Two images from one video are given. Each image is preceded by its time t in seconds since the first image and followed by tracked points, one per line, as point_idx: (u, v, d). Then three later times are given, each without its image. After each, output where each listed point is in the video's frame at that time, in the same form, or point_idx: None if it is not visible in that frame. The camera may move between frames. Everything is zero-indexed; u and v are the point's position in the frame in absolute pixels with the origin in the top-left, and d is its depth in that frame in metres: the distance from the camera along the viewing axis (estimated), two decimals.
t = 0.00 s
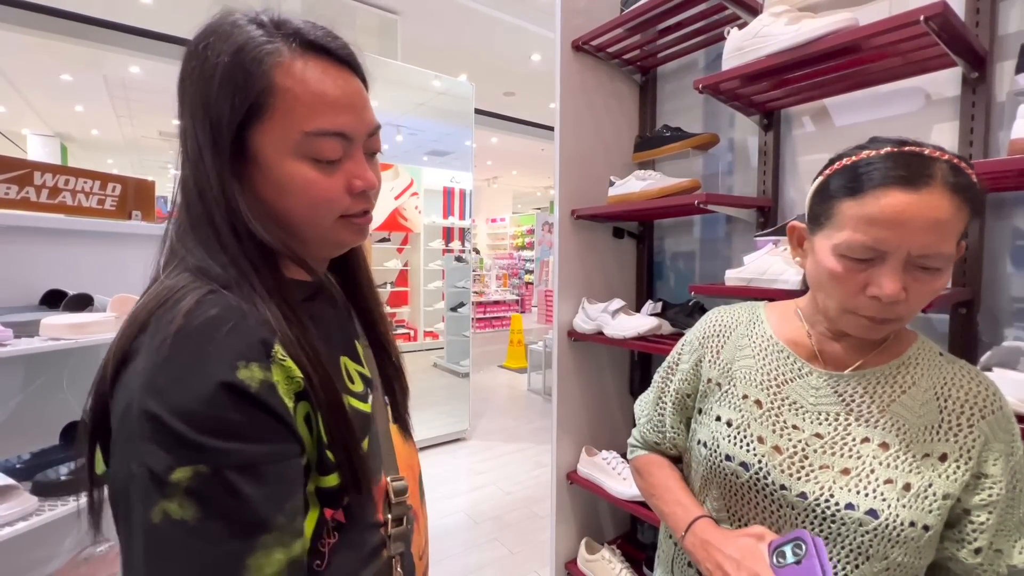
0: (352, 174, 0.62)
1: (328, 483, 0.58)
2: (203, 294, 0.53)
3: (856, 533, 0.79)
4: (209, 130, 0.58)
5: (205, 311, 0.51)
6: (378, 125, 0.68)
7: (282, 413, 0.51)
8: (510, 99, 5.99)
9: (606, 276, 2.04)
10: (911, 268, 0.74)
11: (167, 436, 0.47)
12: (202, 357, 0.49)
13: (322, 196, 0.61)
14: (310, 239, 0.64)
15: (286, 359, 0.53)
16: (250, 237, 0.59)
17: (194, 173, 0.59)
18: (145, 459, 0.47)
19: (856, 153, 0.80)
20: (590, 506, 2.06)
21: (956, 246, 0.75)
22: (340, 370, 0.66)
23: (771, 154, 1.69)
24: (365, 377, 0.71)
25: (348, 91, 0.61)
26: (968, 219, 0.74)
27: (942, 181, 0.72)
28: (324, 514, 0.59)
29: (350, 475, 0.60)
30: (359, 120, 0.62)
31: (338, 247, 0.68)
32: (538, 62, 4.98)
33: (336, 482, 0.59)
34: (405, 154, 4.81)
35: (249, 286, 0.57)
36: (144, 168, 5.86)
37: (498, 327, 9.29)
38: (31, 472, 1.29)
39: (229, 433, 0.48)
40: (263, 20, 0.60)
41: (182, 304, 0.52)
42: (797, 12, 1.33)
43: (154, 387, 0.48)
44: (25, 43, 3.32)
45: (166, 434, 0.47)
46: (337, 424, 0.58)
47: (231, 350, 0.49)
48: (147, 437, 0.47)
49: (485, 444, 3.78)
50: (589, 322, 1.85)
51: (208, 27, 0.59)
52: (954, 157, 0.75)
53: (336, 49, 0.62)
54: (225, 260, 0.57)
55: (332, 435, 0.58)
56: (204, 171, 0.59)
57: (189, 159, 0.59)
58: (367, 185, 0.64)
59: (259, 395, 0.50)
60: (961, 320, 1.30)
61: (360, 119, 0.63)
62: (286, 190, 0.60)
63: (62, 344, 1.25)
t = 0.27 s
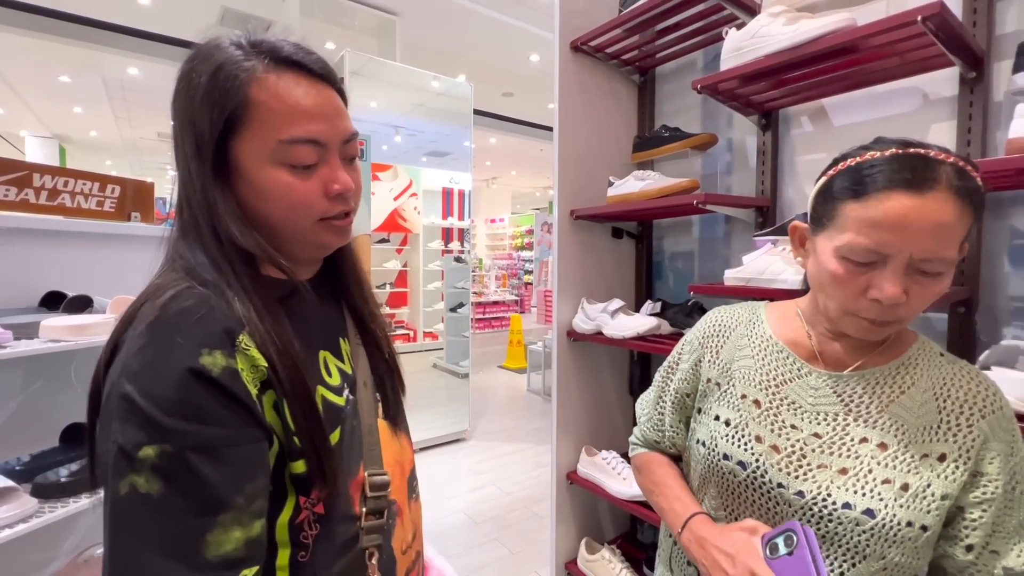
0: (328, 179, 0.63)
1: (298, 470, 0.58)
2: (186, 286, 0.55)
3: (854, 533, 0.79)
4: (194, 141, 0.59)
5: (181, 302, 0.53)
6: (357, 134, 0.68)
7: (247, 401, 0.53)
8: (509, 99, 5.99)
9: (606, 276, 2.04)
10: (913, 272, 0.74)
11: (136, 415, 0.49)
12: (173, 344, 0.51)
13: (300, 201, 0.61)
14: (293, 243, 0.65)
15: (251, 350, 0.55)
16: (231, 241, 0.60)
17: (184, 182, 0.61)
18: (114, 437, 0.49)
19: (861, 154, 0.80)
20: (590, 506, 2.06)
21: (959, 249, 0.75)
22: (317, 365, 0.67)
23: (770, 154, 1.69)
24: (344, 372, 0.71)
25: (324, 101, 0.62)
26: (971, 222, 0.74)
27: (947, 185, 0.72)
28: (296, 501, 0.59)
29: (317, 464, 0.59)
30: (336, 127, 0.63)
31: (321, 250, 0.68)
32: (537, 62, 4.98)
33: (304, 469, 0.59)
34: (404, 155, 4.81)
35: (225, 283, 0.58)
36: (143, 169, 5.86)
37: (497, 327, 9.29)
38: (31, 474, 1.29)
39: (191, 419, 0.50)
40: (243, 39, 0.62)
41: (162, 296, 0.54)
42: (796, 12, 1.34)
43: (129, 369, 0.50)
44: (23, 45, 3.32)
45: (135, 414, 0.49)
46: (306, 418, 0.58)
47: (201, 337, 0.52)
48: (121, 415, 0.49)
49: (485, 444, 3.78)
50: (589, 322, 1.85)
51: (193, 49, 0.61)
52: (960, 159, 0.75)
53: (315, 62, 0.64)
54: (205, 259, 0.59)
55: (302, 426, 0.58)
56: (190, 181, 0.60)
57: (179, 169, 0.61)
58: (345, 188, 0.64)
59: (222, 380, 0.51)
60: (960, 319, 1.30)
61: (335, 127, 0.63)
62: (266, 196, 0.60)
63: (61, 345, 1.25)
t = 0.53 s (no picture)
0: (324, 180, 0.63)
1: (281, 462, 0.59)
2: (178, 286, 0.56)
3: (848, 532, 0.79)
4: (194, 144, 0.60)
5: (170, 300, 0.54)
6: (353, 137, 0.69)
7: (230, 397, 0.54)
8: (507, 100, 6.00)
9: (604, 277, 2.05)
10: (903, 275, 0.74)
11: (120, 408, 0.49)
12: (162, 339, 0.51)
13: (297, 202, 0.61)
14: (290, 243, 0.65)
15: (234, 346, 0.55)
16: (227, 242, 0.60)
17: (183, 186, 0.61)
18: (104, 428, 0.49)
19: (852, 158, 0.81)
20: (590, 507, 2.06)
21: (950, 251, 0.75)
22: (304, 361, 0.66)
23: (767, 155, 1.70)
24: (332, 367, 0.70)
25: (321, 106, 0.63)
26: (962, 223, 0.75)
27: (937, 189, 0.73)
28: (281, 491, 0.60)
29: (298, 455, 0.60)
30: (332, 131, 0.63)
31: (317, 249, 0.68)
32: (534, 63, 4.99)
33: (287, 461, 0.59)
34: (402, 156, 4.83)
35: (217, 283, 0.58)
36: (140, 172, 5.85)
37: (496, 328, 9.29)
38: (30, 477, 1.29)
39: (173, 412, 0.50)
40: (242, 51, 0.62)
41: (152, 296, 0.55)
42: (791, 14, 1.34)
43: (119, 364, 0.51)
44: (20, 47, 3.32)
45: (120, 407, 0.49)
46: (290, 405, 0.59)
47: (186, 332, 0.52)
48: (108, 409, 0.49)
49: (485, 445, 3.78)
50: (587, 323, 1.86)
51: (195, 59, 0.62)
52: (952, 162, 0.75)
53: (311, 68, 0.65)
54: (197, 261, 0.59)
55: (279, 417, 0.58)
56: (190, 183, 0.61)
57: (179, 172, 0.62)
58: (340, 189, 0.64)
59: (204, 373, 0.52)
60: (955, 318, 1.31)
61: (332, 130, 0.64)
62: (263, 197, 0.61)
63: (60, 348, 1.25)
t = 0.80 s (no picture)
0: (329, 177, 0.63)
1: (276, 470, 0.58)
2: (175, 283, 0.56)
3: (845, 531, 0.80)
4: (201, 136, 0.59)
5: (169, 296, 0.54)
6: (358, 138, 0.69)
7: (235, 395, 0.54)
8: (504, 102, 6.01)
9: (601, 279, 2.05)
10: (889, 275, 0.75)
11: (121, 409, 0.49)
12: (160, 336, 0.51)
13: (302, 198, 0.61)
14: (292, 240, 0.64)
15: (234, 343, 0.56)
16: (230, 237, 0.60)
17: (185, 179, 0.61)
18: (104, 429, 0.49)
19: (840, 159, 0.82)
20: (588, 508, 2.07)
21: (937, 251, 0.76)
22: (306, 364, 0.66)
23: (762, 157, 1.71)
24: (336, 373, 0.70)
25: (328, 104, 0.63)
26: (948, 224, 0.76)
27: (922, 190, 0.74)
28: (274, 504, 0.59)
29: (296, 461, 0.59)
30: (339, 129, 0.64)
31: (320, 250, 0.68)
32: (531, 65, 5.01)
33: (283, 469, 0.59)
34: (400, 158, 4.89)
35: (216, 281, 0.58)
36: (136, 174, 5.83)
37: (494, 330, 9.30)
38: (28, 481, 1.29)
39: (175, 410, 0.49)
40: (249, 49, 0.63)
41: (148, 294, 0.55)
42: (785, 17, 1.36)
43: (118, 365, 0.50)
44: (16, 50, 3.31)
45: (121, 408, 0.49)
46: (290, 410, 0.59)
47: (189, 331, 0.52)
48: (108, 411, 0.49)
49: (483, 447, 3.78)
50: (584, 324, 1.87)
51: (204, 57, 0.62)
52: (938, 163, 0.76)
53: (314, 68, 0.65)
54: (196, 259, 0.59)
55: (278, 418, 0.58)
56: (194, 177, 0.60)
57: (183, 168, 0.61)
58: (345, 187, 0.64)
59: (208, 369, 0.52)
60: (949, 318, 1.32)
61: (340, 129, 0.64)
62: (268, 192, 0.60)
63: (59, 352, 1.25)
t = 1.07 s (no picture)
0: (339, 174, 0.62)
1: (293, 503, 0.54)
2: (162, 293, 0.52)
3: (837, 529, 0.81)
4: (199, 119, 0.56)
5: (155, 309, 0.49)
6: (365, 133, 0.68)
7: (235, 420, 0.49)
8: (499, 104, 6.02)
9: (596, 280, 2.06)
10: (871, 274, 0.77)
11: (103, 444, 0.43)
12: (145, 357, 0.46)
13: (310, 193, 0.60)
14: (290, 238, 0.62)
15: (234, 359, 0.51)
16: (226, 231, 0.57)
17: (176, 160, 0.58)
18: (80, 470, 0.43)
19: (824, 161, 0.83)
20: (584, 509, 2.07)
21: (920, 250, 0.77)
22: (316, 380, 0.63)
23: (755, 159, 1.72)
24: (347, 389, 0.67)
25: (338, 93, 0.62)
26: (930, 223, 0.77)
27: (902, 191, 0.75)
28: (294, 541, 0.55)
29: (316, 488, 0.56)
30: (350, 122, 0.63)
31: (323, 252, 0.66)
32: (525, 67, 5.02)
33: (301, 502, 0.55)
34: (395, 159, 4.90)
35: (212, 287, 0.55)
36: (127, 176, 5.78)
37: (490, 331, 9.30)
38: (21, 487, 1.28)
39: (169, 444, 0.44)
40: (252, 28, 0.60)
41: (127, 309, 0.50)
42: (776, 21, 1.37)
43: (95, 393, 0.45)
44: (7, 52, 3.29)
45: (103, 443, 0.43)
46: (301, 433, 0.55)
47: (176, 348, 0.47)
48: (86, 445, 0.44)
49: (480, 449, 3.78)
50: (580, 325, 1.87)
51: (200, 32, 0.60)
52: (919, 164, 0.78)
53: (322, 54, 0.63)
54: (185, 252, 0.56)
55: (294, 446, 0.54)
56: (186, 161, 0.57)
57: (173, 151, 0.58)
58: (355, 186, 0.63)
59: (202, 393, 0.47)
60: (939, 317, 1.34)
61: (350, 121, 0.63)
62: (272, 184, 0.59)
63: (55, 356, 1.25)
